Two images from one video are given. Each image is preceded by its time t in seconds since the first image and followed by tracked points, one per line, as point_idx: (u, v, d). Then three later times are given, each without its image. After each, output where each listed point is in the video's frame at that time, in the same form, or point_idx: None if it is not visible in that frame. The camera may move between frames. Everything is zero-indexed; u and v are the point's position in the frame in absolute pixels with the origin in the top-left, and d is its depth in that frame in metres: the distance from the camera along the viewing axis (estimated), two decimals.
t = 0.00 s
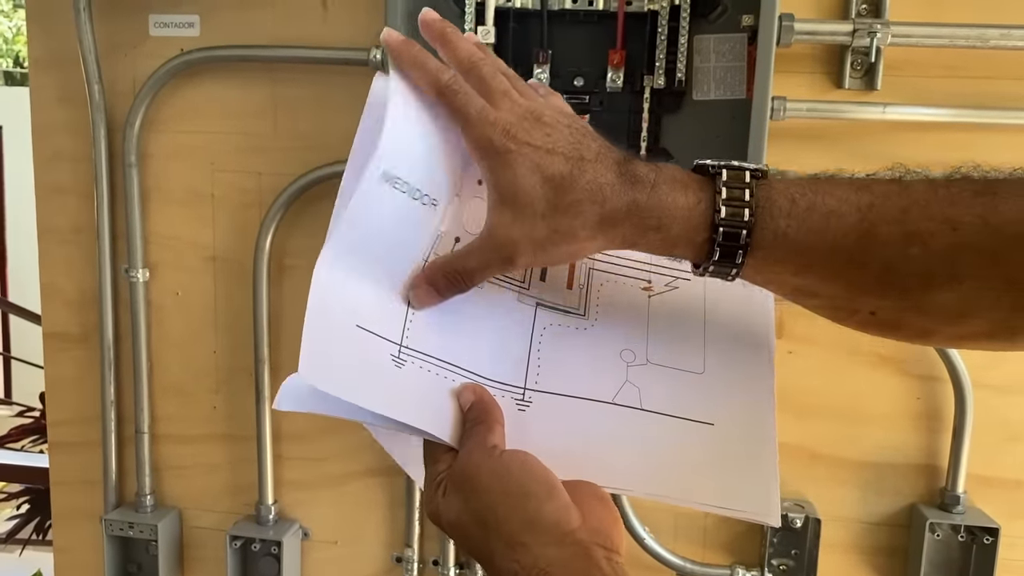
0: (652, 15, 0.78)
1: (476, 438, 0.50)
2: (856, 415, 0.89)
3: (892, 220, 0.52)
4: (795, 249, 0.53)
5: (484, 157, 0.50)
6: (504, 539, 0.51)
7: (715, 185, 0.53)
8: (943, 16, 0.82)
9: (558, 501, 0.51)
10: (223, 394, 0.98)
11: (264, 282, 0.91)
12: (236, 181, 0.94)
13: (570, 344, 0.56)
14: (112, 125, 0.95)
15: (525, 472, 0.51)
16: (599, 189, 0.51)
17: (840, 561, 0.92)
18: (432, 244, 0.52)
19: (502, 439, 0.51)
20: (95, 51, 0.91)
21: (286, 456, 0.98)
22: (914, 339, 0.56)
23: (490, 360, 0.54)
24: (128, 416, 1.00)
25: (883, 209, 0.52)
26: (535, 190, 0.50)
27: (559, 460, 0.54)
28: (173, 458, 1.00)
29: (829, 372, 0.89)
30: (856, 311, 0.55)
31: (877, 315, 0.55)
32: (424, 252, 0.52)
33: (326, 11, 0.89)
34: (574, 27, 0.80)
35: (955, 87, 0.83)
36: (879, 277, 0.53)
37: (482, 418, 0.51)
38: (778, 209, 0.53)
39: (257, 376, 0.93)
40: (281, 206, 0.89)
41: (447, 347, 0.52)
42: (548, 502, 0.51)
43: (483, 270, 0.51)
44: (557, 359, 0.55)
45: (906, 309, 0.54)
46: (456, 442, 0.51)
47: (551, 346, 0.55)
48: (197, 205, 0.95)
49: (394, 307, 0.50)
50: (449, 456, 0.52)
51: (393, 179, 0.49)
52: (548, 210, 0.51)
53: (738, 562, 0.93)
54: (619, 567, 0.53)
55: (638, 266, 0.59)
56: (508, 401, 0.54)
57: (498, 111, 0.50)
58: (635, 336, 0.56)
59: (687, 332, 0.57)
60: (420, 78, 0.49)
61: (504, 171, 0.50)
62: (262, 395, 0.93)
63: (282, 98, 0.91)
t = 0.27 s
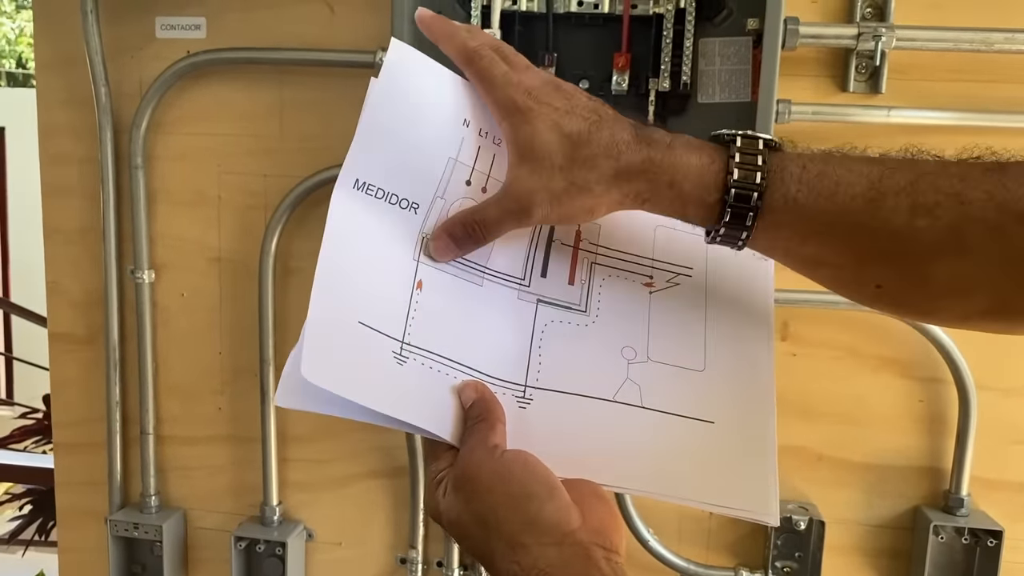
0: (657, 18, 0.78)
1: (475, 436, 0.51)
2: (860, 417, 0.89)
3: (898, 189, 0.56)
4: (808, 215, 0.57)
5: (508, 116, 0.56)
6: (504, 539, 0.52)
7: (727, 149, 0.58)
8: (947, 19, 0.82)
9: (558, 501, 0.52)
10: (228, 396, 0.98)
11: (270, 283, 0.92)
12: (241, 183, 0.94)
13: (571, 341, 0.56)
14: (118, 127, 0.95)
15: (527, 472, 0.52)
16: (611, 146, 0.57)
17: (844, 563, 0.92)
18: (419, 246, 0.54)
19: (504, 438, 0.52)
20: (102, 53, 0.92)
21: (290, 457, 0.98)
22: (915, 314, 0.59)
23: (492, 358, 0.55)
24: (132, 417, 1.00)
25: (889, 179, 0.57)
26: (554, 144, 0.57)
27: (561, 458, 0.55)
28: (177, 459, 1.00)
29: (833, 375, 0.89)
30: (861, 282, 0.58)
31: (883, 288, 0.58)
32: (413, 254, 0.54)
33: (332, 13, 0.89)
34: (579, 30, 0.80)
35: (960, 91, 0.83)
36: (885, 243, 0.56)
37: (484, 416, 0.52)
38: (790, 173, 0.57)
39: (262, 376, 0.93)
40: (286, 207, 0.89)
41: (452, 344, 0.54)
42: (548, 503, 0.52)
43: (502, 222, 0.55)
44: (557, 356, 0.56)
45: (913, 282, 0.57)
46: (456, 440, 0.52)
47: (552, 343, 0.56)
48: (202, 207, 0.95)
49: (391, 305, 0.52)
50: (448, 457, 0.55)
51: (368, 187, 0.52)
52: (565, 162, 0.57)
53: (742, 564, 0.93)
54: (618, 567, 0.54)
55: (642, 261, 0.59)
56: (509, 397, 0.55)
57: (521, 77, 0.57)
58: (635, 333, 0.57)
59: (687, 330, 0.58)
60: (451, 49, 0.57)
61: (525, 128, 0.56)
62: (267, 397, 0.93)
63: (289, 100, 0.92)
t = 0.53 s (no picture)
0: (662, 21, 0.79)
1: (478, 432, 0.53)
2: (863, 420, 0.89)
3: (900, 162, 0.58)
4: (809, 182, 0.58)
5: (517, 89, 0.60)
6: (506, 536, 0.54)
7: (733, 122, 0.61)
8: (952, 23, 0.83)
9: (559, 498, 0.54)
10: (232, 397, 0.99)
11: (275, 285, 0.92)
12: (247, 184, 0.95)
13: (573, 334, 0.58)
14: (125, 128, 0.95)
15: (529, 469, 0.54)
16: (617, 114, 0.60)
17: (847, 565, 0.93)
18: (422, 240, 0.55)
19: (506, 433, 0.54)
20: (108, 55, 0.92)
21: (295, 458, 0.98)
22: (918, 293, 0.60)
23: (496, 350, 0.56)
24: (137, 417, 1.01)
25: (892, 154, 0.58)
26: (562, 112, 0.60)
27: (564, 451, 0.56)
28: (182, 459, 1.01)
29: (836, 377, 0.89)
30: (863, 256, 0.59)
31: (885, 265, 0.59)
32: (417, 247, 0.55)
33: (338, 15, 0.89)
34: (584, 33, 0.81)
35: (964, 94, 0.83)
36: (887, 215, 0.57)
37: (487, 411, 0.54)
38: (793, 145, 0.59)
39: (267, 377, 0.94)
40: (292, 209, 0.90)
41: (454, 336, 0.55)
42: (549, 501, 0.54)
43: (511, 185, 0.58)
44: (560, 351, 0.57)
45: (914, 257, 0.58)
46: (459, 434, 0.54)
47: (554, 337, 0.57)
48: (209, 208, 0.96)
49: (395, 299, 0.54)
50: (450, 451, 0.57)
51: (369, 182, 0.54)
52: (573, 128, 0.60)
53: (746, 565, 0.93)
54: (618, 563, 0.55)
55: (647, 252, 0.60)
56: (512, 391, 0.56)
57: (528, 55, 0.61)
58: (638, 326, 0.58)
59: (689, 323, 0.59)
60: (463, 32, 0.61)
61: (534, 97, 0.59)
62: (272, 398, 0.93)
63: (294, 102, 0.92)
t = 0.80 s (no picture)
0: (668, 23, 0.79)
1: (486, 434, 0.54)
2: (869, 421, 0.90)
3: (902, 147, 0.59)
4: (813, 165, 0.59)
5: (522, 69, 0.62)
6: (514, 538, 0.56)
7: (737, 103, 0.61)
8: (958, 26, 0.83)
9: (567, 501, 0.56)
10: (239, 397, 0.99)
11: (282, 285, 0.92)
12: (254, 185, 0.95)
13: (578, 329, 0.58)
14: (132, 129, 0.96)
15: (537, 471, 0.55)
16: (621, 93, 0.61)
17: (853, 567, 0.93)
18: (427, 237, 0.55)
19: (513, 433, 0.54)
20: (116, 56, 0.92)
21: (301, 458, 0.98)
22: (917, 278, 0.61)
23: (503, 347, 0.57)
24: (144, 418, 1.01)
25: (894, 139, 0.59)
26: (566, 88, 0.60)
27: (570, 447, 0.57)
28: (188, 460, 1.01)
29: (841, 379, 0.89)
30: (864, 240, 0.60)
31: (887, 249, 0.60)
32: (422, 244, 0.55)
33: (345, 17, 0.90)
34: (590, 35, 0.81)
35: (970, 97, 0.83)
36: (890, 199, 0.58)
37: (493, 410, 0.54)
38: (799, 127, 0.60)
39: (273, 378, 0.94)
40: (298, 211, 0.90)
41: (458, 335, 0.55)
42: (557, 504, 0.55)
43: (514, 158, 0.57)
44: (565, 346, 0.58)
45: (914, 242, 0.59)
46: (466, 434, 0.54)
47: (559, 332, 0.58)
48: (215, 208, 0.96)
49: (400, 296, 0.54)
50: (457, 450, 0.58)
51: (373, 176, 0.54)
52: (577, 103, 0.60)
53: (751, 567, 0.93)
54: (623, 561, 0.57)
55: (651, 243, 0.60)
56: (517, 388, 0.56)
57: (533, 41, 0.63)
58: (643, 321, 0.59)
59: (696, 316, 0.59)
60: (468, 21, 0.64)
61: (538, 75, 0.61)
62: (279, 398, 0.94)
63: (301, 103, 0.92)
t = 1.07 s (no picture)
0: (676, 26, 0.80)
1: (492, 434, 0.54)
2: (875, 422, 0.90)
3: (904, 121, 0.59)
4: (814, 138, 0.59)
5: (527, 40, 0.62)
6: (522, 540, 0.56)
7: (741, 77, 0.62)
8: (965, 28, 0.83)
9: (574, 502, 0.56)
10: (245, 398, 0.99)
11: (289, 286, 0.92)
12: (261, 185, 0.95)
13: (580, 325, 0.58)
14: (140, 130, 0.96)
15: (543, 472, 0.55)
16: (624, 64, 0.62)
17: (859, 568, 0.93)
18: (428, 233, 0.56)
19: (519, 433, 0.55)
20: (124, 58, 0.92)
21: (307, 458, 0.99)
22: (918, 254, 0.61)
23: (508, 344, 0.57)
24: (150, 418, 1.01)
25: (896, 113, 0.59)
26: (570, 58, 0.61)
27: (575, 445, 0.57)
28: (194, 460, 1.01)
29: (847, 380, 0.90)
30: (865, 215, 0.60)
31: (887, 224, 0.60)
32: (423, 241, 0.55)
33: (354, 19, 0.90)
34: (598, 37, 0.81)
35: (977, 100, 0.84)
36: (891, 172, 0.58)
37: (499, 410, 0.54)
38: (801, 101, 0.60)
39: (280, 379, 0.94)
40: (306, 211, 0.90)
41: (462, 333, 0.56)
42: (563, 505, 0.56)
43: (518, 124, 0.57)
44: (569, 342, 0.58)
45: (915, 217, 0.59)
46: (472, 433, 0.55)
47: (562, 328, 0.58)
48: (223, 209, 0.96)
49: (404, 292, 0.54)
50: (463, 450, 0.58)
51: (372, 175, 0.53)
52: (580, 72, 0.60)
53: (757, 568, 0.93)
54: (630, 559, 0.58)
55: (652, 235, 0.60)
56: (521, 385, 0.57)
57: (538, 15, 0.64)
58: (647, 315, 0.59)
59: (697, 310, 0.59)
60: None
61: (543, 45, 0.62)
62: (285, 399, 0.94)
63: (309, 104, 0.92)
